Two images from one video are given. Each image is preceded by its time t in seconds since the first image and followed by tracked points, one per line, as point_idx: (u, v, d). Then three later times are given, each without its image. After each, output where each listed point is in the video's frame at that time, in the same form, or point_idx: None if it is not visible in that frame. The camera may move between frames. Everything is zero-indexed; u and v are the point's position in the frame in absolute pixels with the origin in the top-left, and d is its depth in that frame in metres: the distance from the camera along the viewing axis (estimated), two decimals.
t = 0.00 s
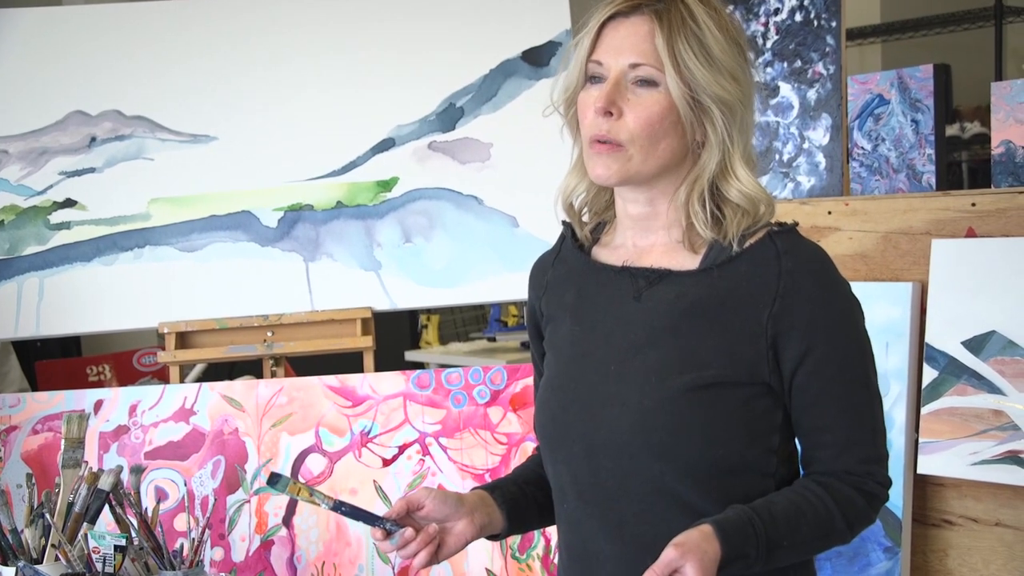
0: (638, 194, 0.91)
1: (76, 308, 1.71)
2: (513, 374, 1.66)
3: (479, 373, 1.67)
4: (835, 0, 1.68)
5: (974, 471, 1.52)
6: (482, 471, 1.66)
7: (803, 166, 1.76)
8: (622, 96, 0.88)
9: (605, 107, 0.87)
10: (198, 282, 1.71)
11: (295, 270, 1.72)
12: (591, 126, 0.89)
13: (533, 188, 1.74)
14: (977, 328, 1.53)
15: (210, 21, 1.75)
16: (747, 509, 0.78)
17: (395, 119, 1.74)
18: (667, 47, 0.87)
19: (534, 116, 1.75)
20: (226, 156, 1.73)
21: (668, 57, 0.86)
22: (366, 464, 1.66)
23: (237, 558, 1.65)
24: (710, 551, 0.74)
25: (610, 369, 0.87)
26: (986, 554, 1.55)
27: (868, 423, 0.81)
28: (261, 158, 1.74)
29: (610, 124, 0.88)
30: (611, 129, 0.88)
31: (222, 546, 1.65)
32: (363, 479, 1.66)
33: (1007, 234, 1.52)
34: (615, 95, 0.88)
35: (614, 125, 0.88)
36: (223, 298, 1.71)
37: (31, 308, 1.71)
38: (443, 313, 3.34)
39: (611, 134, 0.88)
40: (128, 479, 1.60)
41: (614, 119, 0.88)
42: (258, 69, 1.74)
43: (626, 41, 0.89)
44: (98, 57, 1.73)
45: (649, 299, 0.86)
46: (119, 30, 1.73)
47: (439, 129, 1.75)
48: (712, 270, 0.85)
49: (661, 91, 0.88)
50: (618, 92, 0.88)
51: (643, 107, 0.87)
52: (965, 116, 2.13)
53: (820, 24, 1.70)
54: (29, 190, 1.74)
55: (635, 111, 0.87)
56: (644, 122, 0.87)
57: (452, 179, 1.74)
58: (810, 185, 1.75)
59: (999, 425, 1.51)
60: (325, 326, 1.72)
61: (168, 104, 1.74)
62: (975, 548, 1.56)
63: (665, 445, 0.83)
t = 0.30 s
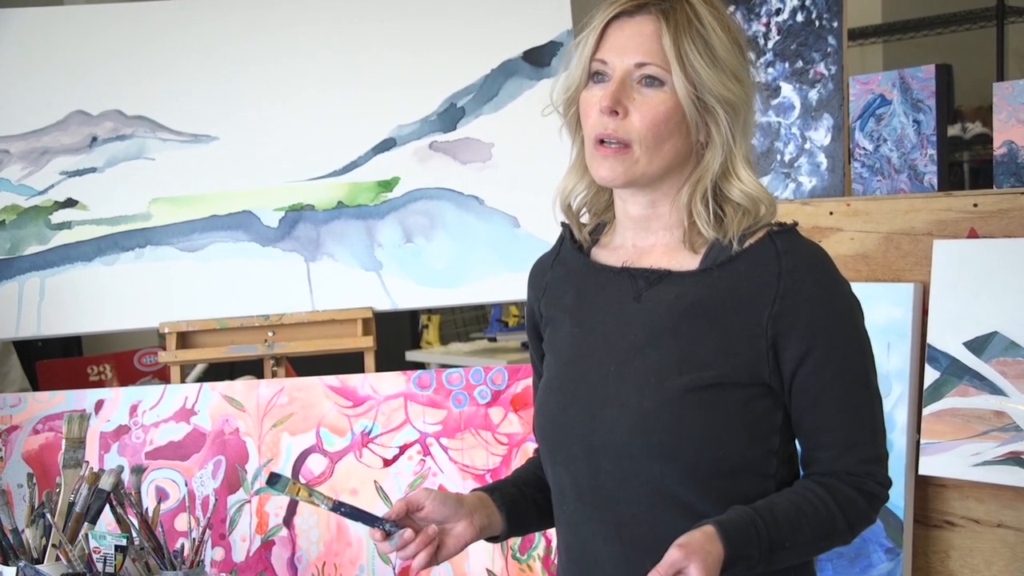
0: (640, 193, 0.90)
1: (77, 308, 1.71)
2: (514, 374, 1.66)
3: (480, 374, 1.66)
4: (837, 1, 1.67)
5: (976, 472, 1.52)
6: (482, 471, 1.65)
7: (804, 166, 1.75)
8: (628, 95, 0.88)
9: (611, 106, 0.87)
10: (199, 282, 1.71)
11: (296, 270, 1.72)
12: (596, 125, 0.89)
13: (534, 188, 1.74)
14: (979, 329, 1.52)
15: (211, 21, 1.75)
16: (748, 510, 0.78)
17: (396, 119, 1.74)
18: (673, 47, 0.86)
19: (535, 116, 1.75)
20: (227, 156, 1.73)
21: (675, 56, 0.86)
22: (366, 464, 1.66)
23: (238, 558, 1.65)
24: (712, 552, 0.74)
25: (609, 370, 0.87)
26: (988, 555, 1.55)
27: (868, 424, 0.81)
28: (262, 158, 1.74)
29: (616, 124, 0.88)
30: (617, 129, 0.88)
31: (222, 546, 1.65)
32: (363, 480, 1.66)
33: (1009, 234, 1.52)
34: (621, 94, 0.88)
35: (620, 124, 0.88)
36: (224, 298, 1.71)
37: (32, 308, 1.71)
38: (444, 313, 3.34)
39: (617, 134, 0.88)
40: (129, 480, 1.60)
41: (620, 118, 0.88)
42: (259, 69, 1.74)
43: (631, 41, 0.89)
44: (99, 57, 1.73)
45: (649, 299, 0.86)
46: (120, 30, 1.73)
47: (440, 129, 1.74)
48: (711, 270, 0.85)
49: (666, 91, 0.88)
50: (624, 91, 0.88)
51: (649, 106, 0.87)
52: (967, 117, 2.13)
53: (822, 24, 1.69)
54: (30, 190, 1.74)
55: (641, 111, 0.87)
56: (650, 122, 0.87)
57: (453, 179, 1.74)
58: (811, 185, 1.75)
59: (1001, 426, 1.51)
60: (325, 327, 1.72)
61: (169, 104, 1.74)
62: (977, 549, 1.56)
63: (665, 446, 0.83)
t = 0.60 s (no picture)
0: (641, 193, 0.90)
1: (78, 308, 1.71)
2: (515, 374, 1.66)
3: (481, 374, 1.66)
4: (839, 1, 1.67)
5: (978, 472, 1.51)
6: (484, 472, 1.65)
7: (806, 166, 1.75)
8: (630, 96, 0.88)
9: (613, 107, 0.87)
10: (200, 282, 1.71)
11: (298, 271, 1.72)
12: (598, 126, 0.89)
13: (535, 188, 1.74)
14: (981, 330, 1.52)
15: (211, 21, 1.75)
16: (749, 510, 0.78)
17: (397, 119, 1.74)
18: (675, 47, 0.86)
19: (536, 116, 1.75)
20: (229, 156, 1.73)
21: (677, 57, 0.86)
22: (368, 464, 1.66)
23: (239, 558, 1.65)
24: (713, 551, 0.74)
25: (610, 369, 0.87)
26: (990, 556, 1.55)
27: (868, 425, 0.81)
28: (263, 158, 1.74)
29: (617, 124, 0.88)
30: (619, 129, 0.88)
31: (223, 547, 1.66)
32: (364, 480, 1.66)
33: (1012, 235, 1.51)
34: (623, 95, 0.88)
35: (622, 124, 0.88)
36: (225, 298, 1.71)
37: (33, 308, 1.71)
38: (445, 313, 3.34)
39: (619, 134, 0.88)
40: (130, 480, 1.60)
41: (622, 119, 0.88)
42: (260, 69, 1.74)
43: (633, 41, 0.89)
44: (100, 57, 1.73)
45: (650, 299, 0.86)
46: (121, 31, 1.73)
47: (441, 129, 1.74)
48: (712, 270, 0.85)
49: (668, 92, 0.88)
50: (625, 92, 0.88)
51: (651, 107, 0.87)
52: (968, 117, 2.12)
53: (823, 24, 1.69)
54: (31, 190, 1.74)
55: (643, 111, 0.87)
56: (652, 122, 0.87)
57: (454, 180, 1.74)
58: (813, 185, 1.74)
59: (1003, 426, 1.51)
60: (327, 327, 1.71)
61: (170, 105, 1.74)
62: (979, 550, 1.56)
63: (665, 446, 0.83)
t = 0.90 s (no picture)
0: (644, 197, 0.90)
1: (84, 308, 1.71)
2: (520, 375, 1.66)
3: (486, 374, 1.66)
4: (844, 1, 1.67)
5: (984, 473, 1.51)
6: (489, 472, 1.65)
7: (811, 166, 1.75)
8: (633, 103, 0.88)
9: (615, 113, 0.87)
10: (206, 282, 1.72)
11: (303, 271, 1.72)
12: (600, 131, 0.89)
13: (540, 188, 1.74)
14: (987, 330, 1.52)
15: (216, 22, 1.75)
16: (754, 510, 0.77)
17: (402, 119, 1.74)
18: (681, 56, 0.86)
19: (541, 117, 1.75)
20: (234, 157, 1.74)
21: (682, 66, 0.86)
22: (373, 465, 1.66)
23: (245, 558, 1.65)
24: (718, 550, 0.74)
25: (613, 369, 0.87)
26: (996, 557, 1.54)
27: (872, 425, 0.81)
28: (268, 158, 1.74)
29: (619, 131, 0.88)
30: (620, 136, 0.88)
31: (229, 547, 1.65)
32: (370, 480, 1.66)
33: (1018, 235, 1.50)
34: (627, 101, 0.88)
35: (624, 131, 0.88)
36: (230, 299, 1.71)
37: (39, 308, 1.71)
38: (450, 313, 3.35)
39: (620, 140, 0.88)
40: (135, 480, 1.60)
41: (624, 126, 0.88)
42: (265, 70, 1.74)
43: (640, 46, 0.89)
44: (106, 58, 1.74)
45: (654, 299, 0.86)
46: (127, 31, 1.74)
47: (446, 130, 1.74)
48: (716, 271, 0.84)
49: (673, 100, 0.87)
50: (629, 98, 0.88)
51: (654, 114, 0.87)
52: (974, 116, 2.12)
53: (829, 24, 1.69)
54: (37, 191, 1.74)
55: (645, 118, 0.87)
56: (654, 130, 0.87)
57: (459, 180, 1.74)
58: (818, 185, 1.74)
59: (1009, 427, 1.50)
60: (332, 327, 1.72)
61: (176, 105, 1.74)
62: (985, 551, 1.55)
63: (668, 445, 0.83)
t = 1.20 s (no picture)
0: (649, 195, 0.90)
1: (89, 309, 1.72)
2: (526, 375, 1.66)
3: (492, 375, 1.66)
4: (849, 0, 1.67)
5: (990, 473, 1.51)
6: (494, 473, 1.65)
7: (816, 166, 1.75)
8: (639, 100, 0.88)
9: (621, 110, 0.87)
10: (211, 284, 1.72)
11: (308, 272, 1.72)
12: (605, 126, 0.89)
13: (545, 189, 1.74)
14: (993, 329, 1.52)
15: (220, 22, 1.75)
16: (759, 511, 0.77)
17: (407, 120, 1.74)
18: (688, 55, 0.86)
19: (546, 117, 1.75)
20: (238, 158, 1.74)
21: (688, 65, 0.86)
22: (378, 465, 1.66)
23: (250, 560, 1.65)
24: (725, 551, 0.73)
25: (617, 369, 0.87)
26: (1002, 557, 1.54)
27: (875, 427, 0.81)
28: (273, 159, 1.74)
29: (624, 127, 0.87)
30: (626, 132, 0.87)
31: (234, 548, 1.65)
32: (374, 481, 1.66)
33: None
34: (632, 99, 0.88)
35: (629, 128, 0.87)
36: (235, 300, 1.71)
37: (44, 310, 1.72)
38: (455, 314, 3.35)
39: (626, 136, 0.87)
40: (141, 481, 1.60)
41: (630, 122, 0.87)
42: (269, 71, 1.75)
43: (646, 45, 0.89)
44: (110, 59, 1.74)
45: (659, 300, 0.86)
46: (132, 33, 1.74)
47: (451, 130, 1.74)
48: (722, 272, 0.84)
49: (679, 98, 0.87)
50: (635, 96, 0.88)
51: (660, 112, 0.87)
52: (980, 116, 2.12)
53: (833, 24, 1.69)
54: (43, 192, 1.74)
55: (651, 116, 0.87)
56: (660, 127, 0.87)
57: (464, 181, 1.74)
58: (823, 185, 1.74)
59: (1015, 427, 1.50)
60: (337, 328, 1.72)
61: (181, 106, 1.74)
62: (992, 551, 1.55)
63: (671, 445, 0.83)
